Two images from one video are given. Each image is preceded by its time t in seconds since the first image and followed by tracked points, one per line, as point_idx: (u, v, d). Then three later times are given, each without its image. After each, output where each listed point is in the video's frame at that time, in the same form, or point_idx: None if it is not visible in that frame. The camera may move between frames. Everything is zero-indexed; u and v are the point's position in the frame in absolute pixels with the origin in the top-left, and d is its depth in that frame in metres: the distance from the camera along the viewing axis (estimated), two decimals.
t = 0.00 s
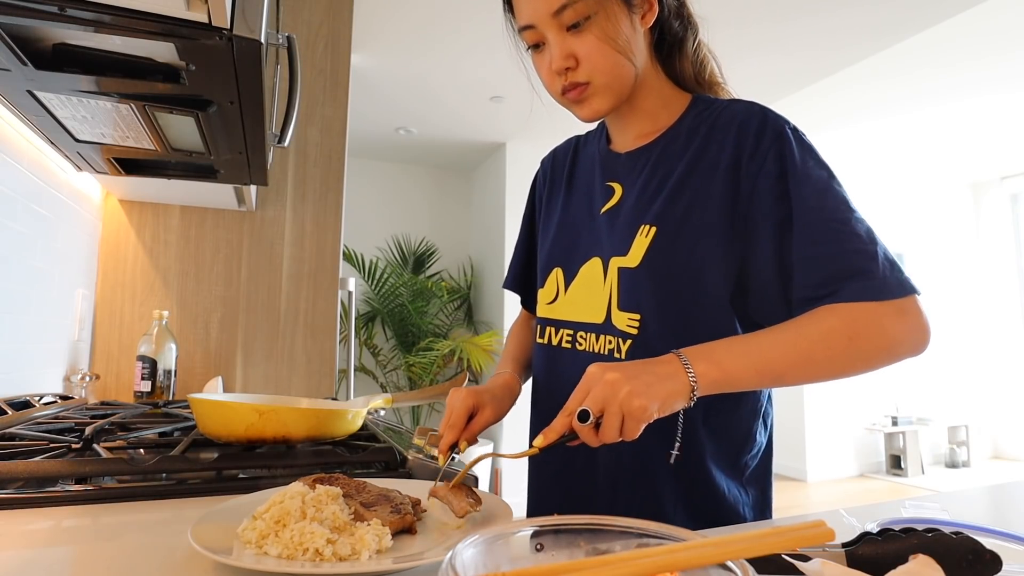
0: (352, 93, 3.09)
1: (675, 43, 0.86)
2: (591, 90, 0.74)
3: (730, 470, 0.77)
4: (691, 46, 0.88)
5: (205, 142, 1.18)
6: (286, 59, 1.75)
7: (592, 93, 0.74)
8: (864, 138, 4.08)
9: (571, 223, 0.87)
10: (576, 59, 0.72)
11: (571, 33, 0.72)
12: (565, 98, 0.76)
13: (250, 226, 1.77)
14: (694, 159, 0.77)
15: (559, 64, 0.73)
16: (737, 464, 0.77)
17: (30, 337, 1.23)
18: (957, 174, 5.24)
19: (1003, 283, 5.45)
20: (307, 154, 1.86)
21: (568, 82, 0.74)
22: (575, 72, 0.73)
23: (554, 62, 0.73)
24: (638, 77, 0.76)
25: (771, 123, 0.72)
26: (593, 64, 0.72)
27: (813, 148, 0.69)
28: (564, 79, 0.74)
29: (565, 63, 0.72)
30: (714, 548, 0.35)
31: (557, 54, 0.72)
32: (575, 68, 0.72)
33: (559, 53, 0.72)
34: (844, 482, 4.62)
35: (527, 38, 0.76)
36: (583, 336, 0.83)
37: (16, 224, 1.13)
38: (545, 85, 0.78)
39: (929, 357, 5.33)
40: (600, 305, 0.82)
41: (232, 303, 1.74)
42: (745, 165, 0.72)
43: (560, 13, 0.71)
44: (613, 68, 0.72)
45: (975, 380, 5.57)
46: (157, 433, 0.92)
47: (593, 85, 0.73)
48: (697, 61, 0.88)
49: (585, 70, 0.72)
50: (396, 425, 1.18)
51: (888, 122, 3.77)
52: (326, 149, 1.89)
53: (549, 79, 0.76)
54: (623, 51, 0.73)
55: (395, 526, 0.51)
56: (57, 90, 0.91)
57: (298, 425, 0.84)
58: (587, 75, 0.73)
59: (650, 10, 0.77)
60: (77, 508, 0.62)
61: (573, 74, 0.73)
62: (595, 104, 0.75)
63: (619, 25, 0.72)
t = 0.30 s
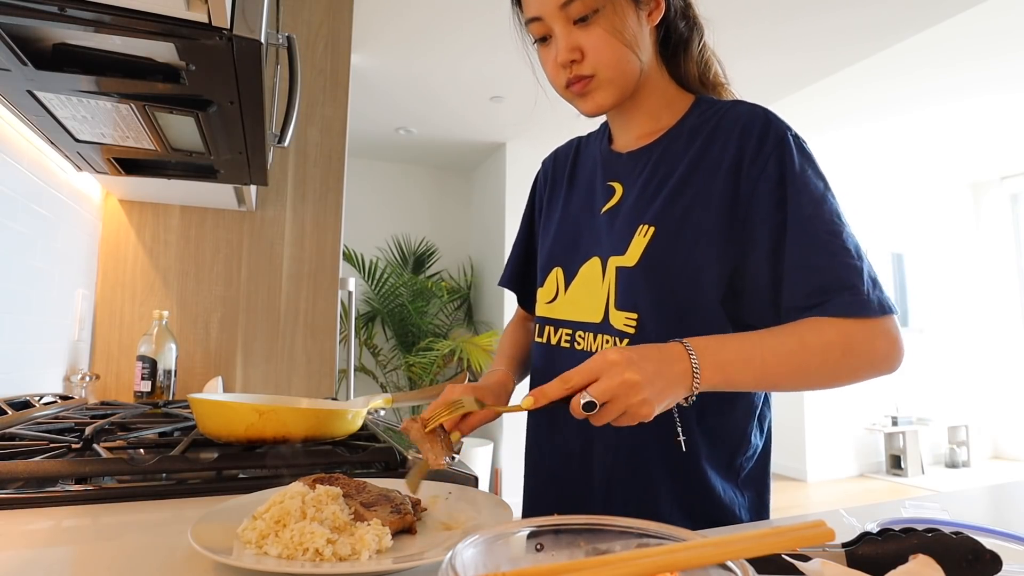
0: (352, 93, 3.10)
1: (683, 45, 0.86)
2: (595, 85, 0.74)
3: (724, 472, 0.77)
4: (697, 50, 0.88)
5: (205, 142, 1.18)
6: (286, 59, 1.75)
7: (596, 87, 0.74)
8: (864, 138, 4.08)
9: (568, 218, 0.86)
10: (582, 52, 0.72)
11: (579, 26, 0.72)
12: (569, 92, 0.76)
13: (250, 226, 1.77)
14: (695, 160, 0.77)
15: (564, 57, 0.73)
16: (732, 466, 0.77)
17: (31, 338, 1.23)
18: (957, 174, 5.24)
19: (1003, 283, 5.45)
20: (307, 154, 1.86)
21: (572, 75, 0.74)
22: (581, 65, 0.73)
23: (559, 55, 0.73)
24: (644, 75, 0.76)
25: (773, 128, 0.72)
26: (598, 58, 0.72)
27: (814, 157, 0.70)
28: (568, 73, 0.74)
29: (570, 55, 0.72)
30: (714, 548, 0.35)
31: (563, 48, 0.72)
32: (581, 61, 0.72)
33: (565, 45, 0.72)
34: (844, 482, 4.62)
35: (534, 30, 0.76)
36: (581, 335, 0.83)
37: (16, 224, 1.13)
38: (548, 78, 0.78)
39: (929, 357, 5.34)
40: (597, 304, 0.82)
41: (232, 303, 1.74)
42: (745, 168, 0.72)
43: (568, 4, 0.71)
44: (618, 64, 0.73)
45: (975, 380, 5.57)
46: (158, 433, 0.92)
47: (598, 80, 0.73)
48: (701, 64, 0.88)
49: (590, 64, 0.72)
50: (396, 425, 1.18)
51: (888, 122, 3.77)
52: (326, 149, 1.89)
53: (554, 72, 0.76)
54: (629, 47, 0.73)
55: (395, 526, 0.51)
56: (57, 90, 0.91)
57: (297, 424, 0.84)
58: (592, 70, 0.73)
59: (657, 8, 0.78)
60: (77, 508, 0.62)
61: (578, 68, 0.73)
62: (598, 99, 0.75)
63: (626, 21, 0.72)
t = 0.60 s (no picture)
0: (353, 93, 3.10)
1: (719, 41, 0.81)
2: (655, 119, 0.61)
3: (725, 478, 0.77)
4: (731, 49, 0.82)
5: (205, 142, 1.18)
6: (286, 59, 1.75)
7: (651, 124, 0.62)
8: (864, 138, 4.08)
9: (568, 207, 0.81)
10: (662, 66, 0.59)
11: (669, 30, 0.59)
12: (613, 109, 0.62)
13: (250, 226, 1.77)
14: (724, 169, 0.75)
15: (640, 62, 0.58)
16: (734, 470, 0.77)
17: (31, 337, 1.23)
18: (957, 174, 5.24)
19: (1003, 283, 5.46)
20: (307, 154, 1.86)
21: (634, 91, 0.60)
22: (651, 83, 0.60)
23: (630, 55, 0.59)
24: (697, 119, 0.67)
25: (812, 164, 0.75)
26: (672, 86, 0.60)
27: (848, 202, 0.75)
28: (632, 84, 0.60)
29: (649, 64, 0.59)
30: (714, 548, 0.34)
31: (642, 50, 0.58)
32: (654, 78, 0.59)
33: (644, 48, 0.58)
34: (843, 482, 4.62)
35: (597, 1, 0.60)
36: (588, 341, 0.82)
37: (16, 224, 1.13)
38: (586, 78, 0.63)
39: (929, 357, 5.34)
40: (606, 308, 0.79)
41: (232, 303, 1.74)
42: (784, 196, 0.73)
43: None
44: (686, 108, 0.62)
45: (975, 380, 5.57)
46: (158, 433, 0.92)
47: (659, 116, 0.61)
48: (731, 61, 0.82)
49: (661, 90, 0.60)
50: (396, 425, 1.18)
51: (888, 122, 3.77)
52: (326, 149, 1.89)
53: (608, 71, 0.61)
54: (701, 91, 0.62)
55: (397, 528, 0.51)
56: (57, 90, 0.91)
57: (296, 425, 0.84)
58: (659, 101, 0.60)
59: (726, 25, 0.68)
60: (77, 509, 0.62)
61: (646, 85, 0.60)
62: (647, 139, 0.62)
63: (716, 55, 0.62)
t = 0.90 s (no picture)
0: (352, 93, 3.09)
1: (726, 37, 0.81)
2: (663, 104, 0.61)
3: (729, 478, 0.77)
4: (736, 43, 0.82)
5: (205, 141, 1.18)
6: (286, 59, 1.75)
7: (662, 108, 0.61)
8: (865, 138, 4.08)
9: (572, 205, 0.82)
10: (665, 51, 0.59)
11: (670, 16, 0.59)
12: (620, 97, 0.61)
13: (250, 226, 1.77)
14: (730, 167, 0.76)
15: (640, 47, 0.58)
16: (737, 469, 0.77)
17: (31, 337, 1.23)
18: (957, 174, 5.24)
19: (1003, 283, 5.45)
20: (307, 153, 1.87)
21: (638, 77, 0.60)
22: (656, 68, 0.59)
23: (631, 42, 0.59)
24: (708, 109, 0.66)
25: (818, 161, 0.75)
26: (678, 70, 0.59)
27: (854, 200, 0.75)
28: (636, 71, 0.60)
29: (651, 49, 0.58)
30: (714, 548, 0.34)
31: (642, 35, 0.58)
32: (658, 63, 0.59)
33: (645, 34, 0.58)
34: (843, 482, 4.62)
35: None
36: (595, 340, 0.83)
37: (16, 224, 1.13)
38: (592, 68, 0.63)
39: (929, 357, 5.34)
40: (611, 307, 0.80)
41: (232, 303, 1.74)
42: (789, 194, 0.73)
43: None
44: (695, 93, 0.61)
45: (975, 380, 5.57)
46: (158, 433, 0.92)
47: (668, 100, 0.60)
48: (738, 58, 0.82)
49: (667, 75, 0.59)
50: (396, 425, 1.18)
51: (888, 122, 3.77)
52: (326, 149, 1.90)
53: (611, 60, 0.61)
54: (710, 77, 0.61)
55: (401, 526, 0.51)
56: (57, 90, 0.91)
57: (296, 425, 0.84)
58: (666, 86, 0.60)
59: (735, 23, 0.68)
60: (77, 509, 0.62)
61: (651, 71, 0.59)
62: (656, 125, 0.61)
63: (721, 41, 0.61)
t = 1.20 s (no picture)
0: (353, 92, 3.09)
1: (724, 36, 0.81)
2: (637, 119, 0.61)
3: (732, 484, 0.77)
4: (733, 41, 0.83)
5: (205, 142, 1.18)
6: (286, 59, 1.75)
7: (636, 126, 0.61)
8: (865, 138, 4.08)
9: (569, 215, 0.82)
10: (638, 64, 0.59)
11: (642, 28, 0.59)
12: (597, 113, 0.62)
13: (250, 226, 1.77)
14: (728, 174, 0.75)
15: (612, 61, 0.58)
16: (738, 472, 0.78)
17: (31, 338, 1.23)
18: (957, 174, 5.24)
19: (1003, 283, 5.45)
20: (307, 154, 1.87)
21: (611, 94, 0.60)
22: (628, 82, 0.59)
23: (603, 56, 0.59)
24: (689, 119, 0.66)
25: (817, 166, 0.74)
26: (649, 87, 0.59)
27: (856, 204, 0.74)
28: (610, 85, 0.60)
29: (623, 63, 0.58)
30: (714, 548, 0.34)
31: (613, 50, 0.58)
32: (631, 77, 0.59)
33: (616, 47, 0.58)
34: (843, 482, 4.61)
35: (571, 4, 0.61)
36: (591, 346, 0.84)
37: (16, 224, 1.13)
38: (568, 81, 0.63)
39: (929, 357, 5.34)
40: (610, 316, 0.80)
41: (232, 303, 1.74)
42: (787, 200, 0.73)
43: None
44: (672, 104, 0.61)
45: (975, 380, 5.57)
46: (158, 433, 0.92)
47: (642, 116, 0.60)
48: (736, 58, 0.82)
49: (640, 88, 0.59)
50: (396, 425, 1.19)
51: (889, 122, 3.77)
52: (326, 149, 1.90)
53: (587, 74, 0.61)
54: (686, 87, 0.61)
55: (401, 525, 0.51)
56: (57, 90, 0.91)
57: (296, 425, 0.84)
58: (640, 100, 0.60)
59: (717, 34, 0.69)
60: (78, 508, 0.62)
61: (623, 86, 0.59)
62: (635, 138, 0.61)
63: (697, 50, 0.61)
